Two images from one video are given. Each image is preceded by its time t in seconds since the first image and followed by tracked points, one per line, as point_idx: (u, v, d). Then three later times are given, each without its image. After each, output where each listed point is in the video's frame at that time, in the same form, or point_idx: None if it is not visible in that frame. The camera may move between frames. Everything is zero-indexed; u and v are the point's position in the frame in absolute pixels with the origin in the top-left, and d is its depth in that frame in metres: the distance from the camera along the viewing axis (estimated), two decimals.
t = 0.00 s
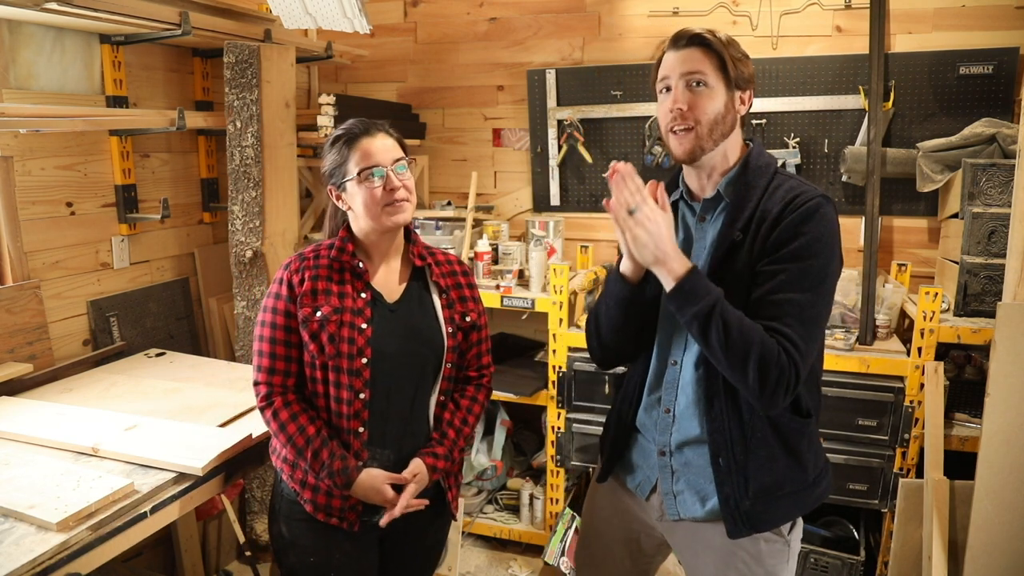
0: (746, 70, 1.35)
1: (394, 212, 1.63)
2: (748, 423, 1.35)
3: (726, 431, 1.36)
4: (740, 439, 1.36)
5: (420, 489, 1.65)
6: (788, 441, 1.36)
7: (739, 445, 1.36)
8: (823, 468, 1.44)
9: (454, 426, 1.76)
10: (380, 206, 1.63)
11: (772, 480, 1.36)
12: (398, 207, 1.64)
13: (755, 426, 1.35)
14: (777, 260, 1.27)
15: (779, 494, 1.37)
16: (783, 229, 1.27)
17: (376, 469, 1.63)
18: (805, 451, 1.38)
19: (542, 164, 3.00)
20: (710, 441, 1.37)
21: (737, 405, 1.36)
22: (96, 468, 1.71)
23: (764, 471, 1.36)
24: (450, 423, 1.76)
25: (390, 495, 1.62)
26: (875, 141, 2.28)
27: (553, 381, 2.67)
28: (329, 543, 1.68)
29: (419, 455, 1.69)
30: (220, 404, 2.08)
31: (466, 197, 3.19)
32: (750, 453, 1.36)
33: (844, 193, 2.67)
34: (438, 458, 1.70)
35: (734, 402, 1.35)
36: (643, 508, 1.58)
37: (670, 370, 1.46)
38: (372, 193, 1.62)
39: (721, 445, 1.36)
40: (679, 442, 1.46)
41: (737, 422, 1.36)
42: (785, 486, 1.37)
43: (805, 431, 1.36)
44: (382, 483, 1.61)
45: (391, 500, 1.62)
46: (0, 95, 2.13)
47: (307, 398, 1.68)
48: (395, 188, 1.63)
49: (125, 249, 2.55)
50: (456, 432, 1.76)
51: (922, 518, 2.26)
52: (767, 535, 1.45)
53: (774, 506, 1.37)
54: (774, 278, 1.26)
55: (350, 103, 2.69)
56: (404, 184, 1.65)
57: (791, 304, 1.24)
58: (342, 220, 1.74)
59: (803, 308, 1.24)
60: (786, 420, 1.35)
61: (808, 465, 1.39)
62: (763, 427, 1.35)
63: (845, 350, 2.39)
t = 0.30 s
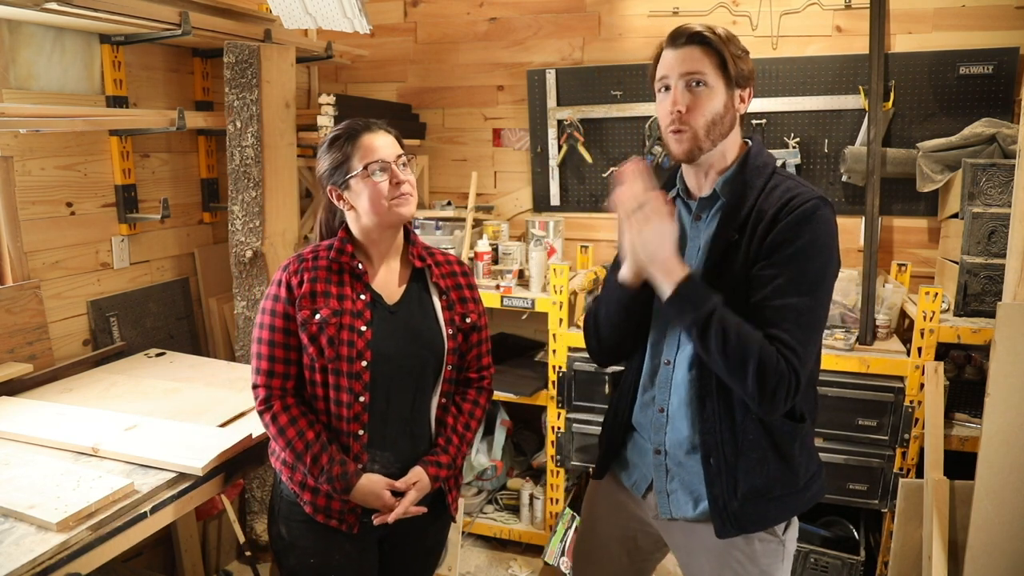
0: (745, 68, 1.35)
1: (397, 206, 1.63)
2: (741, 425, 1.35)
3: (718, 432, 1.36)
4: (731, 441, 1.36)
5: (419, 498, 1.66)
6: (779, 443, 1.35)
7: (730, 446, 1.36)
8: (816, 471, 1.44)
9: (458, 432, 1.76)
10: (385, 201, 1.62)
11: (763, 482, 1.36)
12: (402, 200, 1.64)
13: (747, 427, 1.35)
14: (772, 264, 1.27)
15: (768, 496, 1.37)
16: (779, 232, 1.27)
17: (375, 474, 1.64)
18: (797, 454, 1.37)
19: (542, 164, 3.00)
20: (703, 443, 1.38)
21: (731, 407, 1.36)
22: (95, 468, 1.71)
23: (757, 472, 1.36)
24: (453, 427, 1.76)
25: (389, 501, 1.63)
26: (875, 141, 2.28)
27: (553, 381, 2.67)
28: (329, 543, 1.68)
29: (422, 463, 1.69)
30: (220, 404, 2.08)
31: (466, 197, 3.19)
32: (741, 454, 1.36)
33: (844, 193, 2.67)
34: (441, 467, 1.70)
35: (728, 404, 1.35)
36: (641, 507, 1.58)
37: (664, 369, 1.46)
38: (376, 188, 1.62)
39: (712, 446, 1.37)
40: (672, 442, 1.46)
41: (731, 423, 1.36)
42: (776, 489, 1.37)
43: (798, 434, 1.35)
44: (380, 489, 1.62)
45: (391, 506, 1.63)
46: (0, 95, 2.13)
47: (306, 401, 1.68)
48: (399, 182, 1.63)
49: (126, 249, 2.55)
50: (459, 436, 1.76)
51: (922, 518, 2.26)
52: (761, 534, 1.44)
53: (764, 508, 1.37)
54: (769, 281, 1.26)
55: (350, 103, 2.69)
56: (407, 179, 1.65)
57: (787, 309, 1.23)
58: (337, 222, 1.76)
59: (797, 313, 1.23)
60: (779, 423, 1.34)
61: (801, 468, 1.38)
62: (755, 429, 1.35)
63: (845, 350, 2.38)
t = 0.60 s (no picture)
0: (748, 56, 1.31)
1: (396, 208, 1.64)
2: (740, 424, 1.35)
3: (719, 427, 1.36)
4: (730, 439, 1.36)
5: (424, 497, 1.66)
6: (778, 444, 1.34)
7: (729, 445, 1.36)
8: (815, 474, 1.43)
9: (460, 430, 1.77)
10: (384, 204, 1.63)
11: (759, 483, 1.36)
12: (400, 203, 1.64)
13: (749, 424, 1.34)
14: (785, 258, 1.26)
15: (764, 497, 1.36)
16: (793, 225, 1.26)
17: (381, 472, 1.63)
18: (796, 458, 1.36)
19: (542, 164, 3.00)
20: (703, 437, 1.38)
21: (731, 406, 1.34)
22: (95, 468, 1.71)
23: (752, 473, 1.35)
24: (455, 426, 1.77)
25: (398, 497, 1.63)
26: (875, 141, 2.28)
27: (553, 381, 2.67)
28: (330, 544, 1.68)
29: (425, 463, 1.69)
30: (220, 404, 2.08)
31: (466, 197, 3.19)
32: (739, 454, 1.35)
33: (844, 193, 2.67)
34: (445, 465, 1.70)
35: (728, 403, 1.34)
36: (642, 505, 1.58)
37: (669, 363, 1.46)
38: (376, 192, 1.62)
39: (712, 441, 1.37)
40: (671, 435, 1.46)
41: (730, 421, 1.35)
42: (772, 489, 1.36)
43: (797, 439, 1.33)
44: (387, 488, 1.61)
45: (398, 504, 1.63)
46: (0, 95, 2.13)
47: (307, 403, 1.68)
48: (398, 185, 1.63)
49: (126, 249, 2.55)
50: (461, 435, 1.77)
51: (923, 518, 2.26)
52: (758, 535, 1.44)
53: (759, 508, 1.37)
54: (780, 275, 1.25)
55: (350, 103, 2.69)
56: (406, 181, 1.65)
57: (803, 302, 1.22)
58: (334, 223, 1.78)
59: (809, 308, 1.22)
60: (780, 424, 1.33)
61: (798, 472, 1.37)
62: (755, 429, 1.34)
63: (845, 350, 2.38)
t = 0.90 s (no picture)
0: (748, 59, 1.30)
1: (392, 205, 1.64)
2: (740, 432, 1.35)
3: (716, 435, 1.37)
4: (730, 447, 1.36)
5: (428, 494, 1.66)
6: (778, 453, 1.34)
7: (729, 452, 1.36)
8: (817, 485, 1.43)
9: (453, 427, 1.76)
10: (379, 201, 1.63)
11: (758, 492, 1.36)
12: (396, 200, 1.64)
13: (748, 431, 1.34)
14: (788, 268, 1.25)
15: (763, 506, 1.36)
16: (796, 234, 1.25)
17: (388, 466, 1.64)
18: (797, 468, 1.35)
19: (542, 164, 3.00)
20: (703, 444, 1.38)
21: (732, 413, 1.35)
22: (95, 469, 1.71)
23: (752, 481, 1.35)
24: (448, 423, 1.76)
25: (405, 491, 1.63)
26: (875, 141, 2.28)
27: (553, 381, 2.67)
28: (330, 543, 1.68)
29: (423, 459, 1.70)
30: (220, 404, 2.08)
31: (466, 197, 3.19)
32: (739, 462, 1.36)
33: (844, 193, 2.67)
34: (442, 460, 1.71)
35: (728, 410, 1.35)
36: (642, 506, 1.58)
37: (671, 367, 1.46)
38: (370, 189, 1.62)
39: (711, 447, 1.37)
40: (672, 440, 1.47)
41: (729, 428, 1.36)
42: (771, 499, 1.36)
43: (799, 448, 1.33)
44: (393, 481, 1.62)
45: (404, 500, 1.62)
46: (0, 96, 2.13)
47: (307, 403, 1.68)
48: (393, 182, 1.63)
49: (126, 249, 2.55)
50: (455, 432, 1.76)
51: (923, 519, 2.26)
52: (759, 542, 1.44)
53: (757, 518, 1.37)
54: (783, 285, 1.25)
55: (350, 103, 2.69)
56: (401, 178, 1.65)
57: (806, 319, 1.23)
58: (330, 224, 1.77)
59: (812, 322, 1.23)
60: (779, 433, 1.33)
61: (797, 482, 1.37)
62: (755, 437, 1.34)
63: (845, 350, 2.39)
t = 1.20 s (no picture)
0: (764, 59, 1.30)
1: (391, 205, 1.64)
2: (752, 434, 1.35)
3: (728, 437, 1.36)
4: (743, 448, 1.36)
5: (426, 491, 1.65)
6: (791, 452, 1.35)
7: (741, 454, 1.36)
8: (824, 482, 1.44)
9: (451, 426, 1.76)
10: (378, 201, 1.63)
11: (771, 493, 1.36)
12: (396, 199, 1.64)
13: (759, 431, 1.34)
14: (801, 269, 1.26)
15: (777, 506, 1.37)
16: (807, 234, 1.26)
17: (384, 462, 1.64)
18: (808, 466, 1.37)
19: (542, 164, 3.00)
20: (714, 447, 1.37)
21: (743, 415, 1.35)
22: (95, 468, 1.71)
23: (766, 481, 1.35)
24: (444, 421, 1.76)
25: (401, 486, 1.62)
26: (875, 141, 2.28)
27: (553, 381, 2.67)
28: (329, 542, 1.68)
29: (418, 458, 1.69)
30: (219, 404, 2.08)
31: (466, 197, 3.19)
32: (752, 463, 1.36)
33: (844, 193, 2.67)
34: (438, 458, 1.70)
35: (740, 412, 1.35)
36: (644, 510, 1.58)
37: (676, 370, 1.46)
38: (369, 189, 1.62)
39: (722, 450, 1.37)
40: (679, 443, 1.47)
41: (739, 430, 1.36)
42: (784, 498, 1.37)
43: (810, 446, 1.35)
44: (390, 478, 1.62)
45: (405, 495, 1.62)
46: None
47: (307, 401, 1.68)
48: (392, 182, 1.63)
49: (126, 249, 2.55)
50: (451, 431, 1.76)
51: (923, 519, 2.26)
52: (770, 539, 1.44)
53: (771, 518, 1.37)
54: (795, 285, 1.26)
55: (350, 103, 2.69)
56: (400, 178, 1.65)
57: (819, 316, 1.24)
58: (331, 223, 1.78)
59: (824, 319, 1.24)
60: (791, 430, 1.33)
61: (808, 480, 1.38)
62: (768, 438, 1.34)
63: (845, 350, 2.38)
